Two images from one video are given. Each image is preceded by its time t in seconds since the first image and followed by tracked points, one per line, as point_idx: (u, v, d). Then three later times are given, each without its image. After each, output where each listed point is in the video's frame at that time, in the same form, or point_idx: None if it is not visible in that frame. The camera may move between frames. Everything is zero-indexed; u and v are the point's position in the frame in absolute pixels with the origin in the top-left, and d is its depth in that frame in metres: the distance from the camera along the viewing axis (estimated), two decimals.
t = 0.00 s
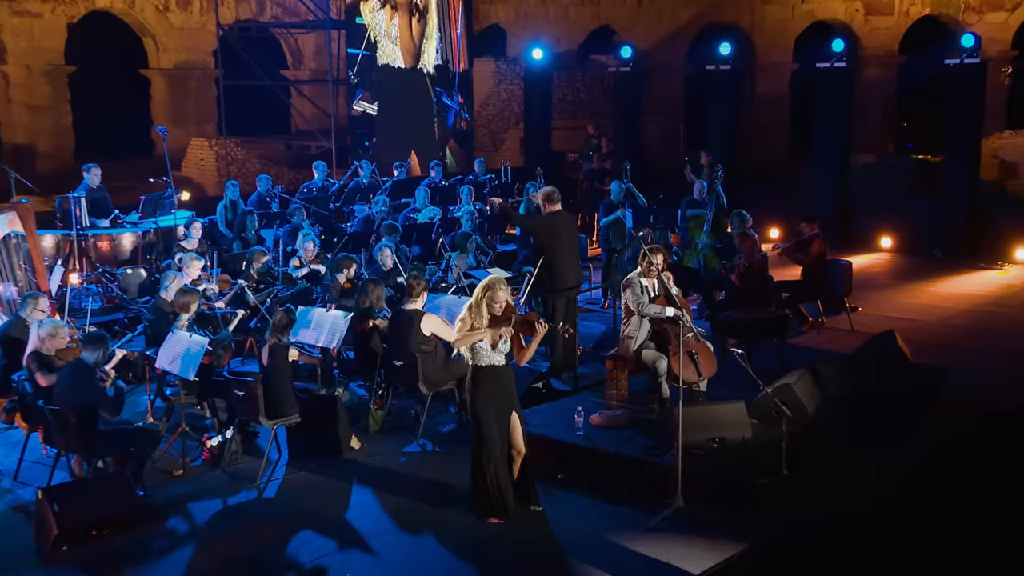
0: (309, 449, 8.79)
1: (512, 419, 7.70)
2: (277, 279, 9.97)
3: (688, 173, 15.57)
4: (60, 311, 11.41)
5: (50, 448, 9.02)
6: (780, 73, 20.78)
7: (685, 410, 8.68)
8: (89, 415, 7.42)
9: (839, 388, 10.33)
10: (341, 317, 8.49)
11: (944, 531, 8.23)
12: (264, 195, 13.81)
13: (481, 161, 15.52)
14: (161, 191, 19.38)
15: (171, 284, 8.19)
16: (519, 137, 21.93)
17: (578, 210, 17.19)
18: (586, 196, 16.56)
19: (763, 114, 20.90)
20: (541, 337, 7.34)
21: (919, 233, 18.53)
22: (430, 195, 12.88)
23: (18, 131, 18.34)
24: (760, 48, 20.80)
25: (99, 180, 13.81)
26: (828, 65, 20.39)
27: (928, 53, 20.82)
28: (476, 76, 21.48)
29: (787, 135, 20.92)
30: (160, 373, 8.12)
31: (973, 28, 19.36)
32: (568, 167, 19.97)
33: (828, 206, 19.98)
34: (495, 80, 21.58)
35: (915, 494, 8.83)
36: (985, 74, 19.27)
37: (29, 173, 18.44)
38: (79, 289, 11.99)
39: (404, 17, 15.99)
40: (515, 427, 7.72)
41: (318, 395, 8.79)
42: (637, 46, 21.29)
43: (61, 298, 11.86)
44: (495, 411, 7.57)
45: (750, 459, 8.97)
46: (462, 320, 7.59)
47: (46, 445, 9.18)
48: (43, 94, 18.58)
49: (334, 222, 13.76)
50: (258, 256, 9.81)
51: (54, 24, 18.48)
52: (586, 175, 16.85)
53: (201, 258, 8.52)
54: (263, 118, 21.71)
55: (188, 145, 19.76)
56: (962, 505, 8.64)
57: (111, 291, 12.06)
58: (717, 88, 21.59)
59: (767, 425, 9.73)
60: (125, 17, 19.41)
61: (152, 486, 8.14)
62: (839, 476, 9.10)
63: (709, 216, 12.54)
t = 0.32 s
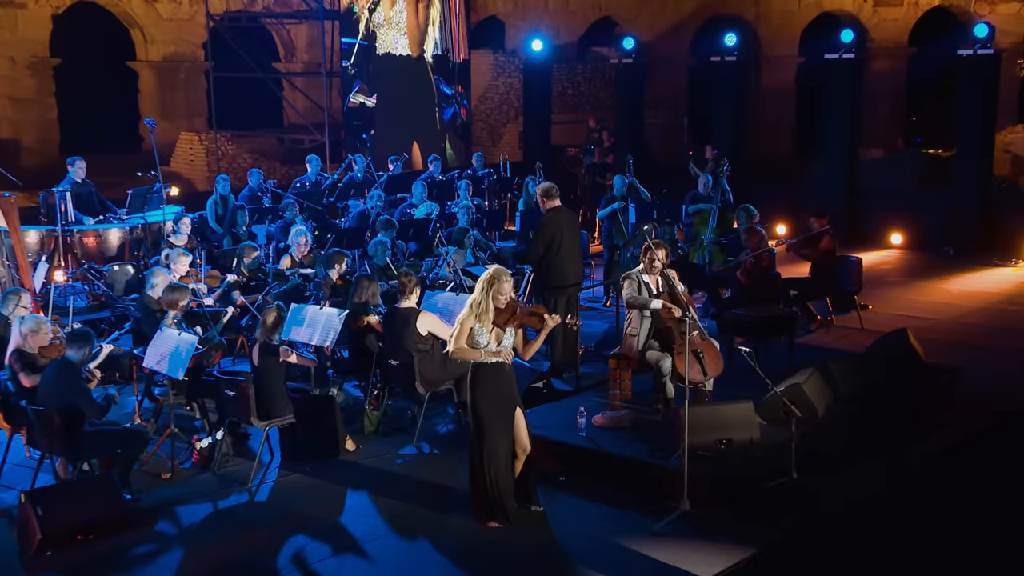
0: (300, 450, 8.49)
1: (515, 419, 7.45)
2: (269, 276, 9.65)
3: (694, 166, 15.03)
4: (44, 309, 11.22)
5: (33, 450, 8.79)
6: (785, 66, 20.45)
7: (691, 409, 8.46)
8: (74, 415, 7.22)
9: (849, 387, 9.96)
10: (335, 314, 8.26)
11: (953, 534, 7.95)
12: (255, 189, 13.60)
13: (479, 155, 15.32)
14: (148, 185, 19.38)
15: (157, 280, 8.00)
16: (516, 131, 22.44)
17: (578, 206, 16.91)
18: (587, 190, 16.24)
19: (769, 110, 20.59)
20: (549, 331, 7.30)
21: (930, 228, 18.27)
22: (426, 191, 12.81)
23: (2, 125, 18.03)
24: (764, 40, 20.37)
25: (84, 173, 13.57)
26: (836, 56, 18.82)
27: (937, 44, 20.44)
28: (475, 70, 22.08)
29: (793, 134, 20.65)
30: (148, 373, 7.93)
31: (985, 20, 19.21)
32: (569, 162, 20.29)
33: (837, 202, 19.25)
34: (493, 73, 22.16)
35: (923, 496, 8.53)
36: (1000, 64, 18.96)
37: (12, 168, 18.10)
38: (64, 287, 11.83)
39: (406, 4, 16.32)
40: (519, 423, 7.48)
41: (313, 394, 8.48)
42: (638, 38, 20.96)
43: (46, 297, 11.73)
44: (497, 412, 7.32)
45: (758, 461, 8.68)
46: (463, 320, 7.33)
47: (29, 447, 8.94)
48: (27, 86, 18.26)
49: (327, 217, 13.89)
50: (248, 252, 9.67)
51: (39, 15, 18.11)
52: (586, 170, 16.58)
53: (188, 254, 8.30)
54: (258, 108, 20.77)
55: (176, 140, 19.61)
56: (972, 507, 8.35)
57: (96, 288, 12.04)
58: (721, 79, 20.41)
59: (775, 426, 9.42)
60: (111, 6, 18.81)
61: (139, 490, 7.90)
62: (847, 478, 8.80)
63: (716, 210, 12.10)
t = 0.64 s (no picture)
0: (293, 452, 8.21)
1: (520, 419, 7.19)
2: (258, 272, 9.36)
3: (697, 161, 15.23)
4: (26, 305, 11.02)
5: (15, 451, 8.54)
6: (792, 59, 19.49)
7: (697, 409, 8.13)
8: (58, 415, 6.99)
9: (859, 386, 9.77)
10: (329, 311, 8.02)
11: (968, 530, 7.68)
12: (246, 184, 13.55)
13: (476, 151, 15.29)
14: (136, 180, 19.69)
15: (143, 275, 7.73)
16: (514, 124, 23.43)
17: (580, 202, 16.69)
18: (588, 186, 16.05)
19: (775, 106, 19.72)
20: (556, 314, 6.96)
21: (939, 224, 18.18)
22: (423, 185, 12.70)
23: None
24: (769, 31, 19.49)
25: (71, 167, 13.19)
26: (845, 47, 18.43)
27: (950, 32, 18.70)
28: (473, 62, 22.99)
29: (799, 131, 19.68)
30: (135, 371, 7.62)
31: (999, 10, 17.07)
32: (571, 156, 20.20)
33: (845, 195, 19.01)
34: (491, 66, 23.06)
35: (936, 495, 8.27)
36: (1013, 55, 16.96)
37: None
38: (48, 284, 11.68)
39: None
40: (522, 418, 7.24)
41: (306, 394, 8.24)
42: (641, 29, 20.49)
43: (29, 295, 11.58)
44: (504, 413, 7.06)
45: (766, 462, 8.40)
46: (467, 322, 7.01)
47: (12, 448, 8.68)
48: (12, 78, 18.55)
49: (321, 213, 13.46)
50: (237, 247, 9.39)
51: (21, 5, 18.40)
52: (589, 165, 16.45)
53: (175, 249, 8.02)
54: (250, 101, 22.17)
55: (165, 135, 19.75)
56: (988, 505, 8.10)
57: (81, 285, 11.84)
58: (726, 70, 19.97)
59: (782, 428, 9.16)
60: None
61: (126, 493, 7.65)
62: (858, 479, 8.53)
63: (720, 207, 11.95)
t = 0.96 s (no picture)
0: (285, 454, 7.99)
1: (512, 417, 6.93)
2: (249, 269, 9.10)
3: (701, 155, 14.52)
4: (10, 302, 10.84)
5: None
6: (798, 50, 19.41)
7: (703, 408, 7.83)
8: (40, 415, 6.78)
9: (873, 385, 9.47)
10: (322, 308, 7.81)
11: (987, 534, 7.48)
12: (236, 177, 13.27)
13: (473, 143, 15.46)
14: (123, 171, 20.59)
15: (129, 272, 7.53)
16: (513, 118, 22.02)
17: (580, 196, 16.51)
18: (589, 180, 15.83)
19: (780, 99, 19.61)
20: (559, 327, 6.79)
21: (952, 220, 17.53)
22: (419, 179, 12.40)
23: None
24: (775, 24, 19.42)
25: (56, 160, 13.15)
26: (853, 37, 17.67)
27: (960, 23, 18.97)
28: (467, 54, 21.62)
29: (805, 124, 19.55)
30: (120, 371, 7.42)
31: None
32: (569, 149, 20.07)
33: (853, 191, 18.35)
34: (488, 57, 21.67)
35: (953, 494, 8.05)
36: None
37: None
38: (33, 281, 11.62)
39: None
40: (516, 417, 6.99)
41: (298, 393, 7.97)
42: (642, 20, 20.33)
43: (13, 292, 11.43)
44: (495, 409, 6.77)
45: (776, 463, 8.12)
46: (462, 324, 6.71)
47: None
48: None
49: (313, 207, 13.40)
50: (226, 242, 9.09)
51: None
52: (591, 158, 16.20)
53: (160, 244, 7.86)
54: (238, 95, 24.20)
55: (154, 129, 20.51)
56: (1006, 508, 7.84)
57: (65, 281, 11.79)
58: (731, 60, 18.79)
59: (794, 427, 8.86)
60: None
61: (112, 496, 7.42)
62: (872, 480, 8.26)
63: (725, 202, 11.71)
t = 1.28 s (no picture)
0: (277, 456, 7.73)
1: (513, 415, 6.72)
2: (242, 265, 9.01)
3: (706, 148, 15.10)
4: None
5: None
6: (804, 43, 18.49)
7: (710, 408, 7.58)
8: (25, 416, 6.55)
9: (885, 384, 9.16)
10: (315, 304, 7.57)
11: (1004, 535, 7.25)
12: (227, 171, 13.19)
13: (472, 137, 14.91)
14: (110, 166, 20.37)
15: (116, 268, 7.40)
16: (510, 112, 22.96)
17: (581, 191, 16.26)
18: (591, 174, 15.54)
19: (785, 92, 18.83)
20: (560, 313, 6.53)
21: (964, 217, 17.21)
22: (415, 173, 12.08)
23: None
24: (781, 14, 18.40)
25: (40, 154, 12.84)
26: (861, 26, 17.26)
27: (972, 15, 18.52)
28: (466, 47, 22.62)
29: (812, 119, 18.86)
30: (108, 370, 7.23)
31: None
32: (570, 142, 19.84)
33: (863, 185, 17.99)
34: (486, 49, 22.80)
35: (969, 495, 7.82)
36: None
37: None
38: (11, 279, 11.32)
39: None
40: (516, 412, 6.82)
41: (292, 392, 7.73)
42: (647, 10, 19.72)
43: None
44: (496, 408, 6.50)
45: (784, 465, 7.83)
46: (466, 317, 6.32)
47: None
48: None
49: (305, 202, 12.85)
50: (217, 238, 8.85)
51: None
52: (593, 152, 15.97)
53: (149, 239, 7.59)
54: (234, 86, 24.55)
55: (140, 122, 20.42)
56: None
57: (49, 279, 11.39)
58: (738, 51, 19.51)
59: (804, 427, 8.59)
60: None
61: (98, 499, 7.17)
62: (885, 481, 8.01)
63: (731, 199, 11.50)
